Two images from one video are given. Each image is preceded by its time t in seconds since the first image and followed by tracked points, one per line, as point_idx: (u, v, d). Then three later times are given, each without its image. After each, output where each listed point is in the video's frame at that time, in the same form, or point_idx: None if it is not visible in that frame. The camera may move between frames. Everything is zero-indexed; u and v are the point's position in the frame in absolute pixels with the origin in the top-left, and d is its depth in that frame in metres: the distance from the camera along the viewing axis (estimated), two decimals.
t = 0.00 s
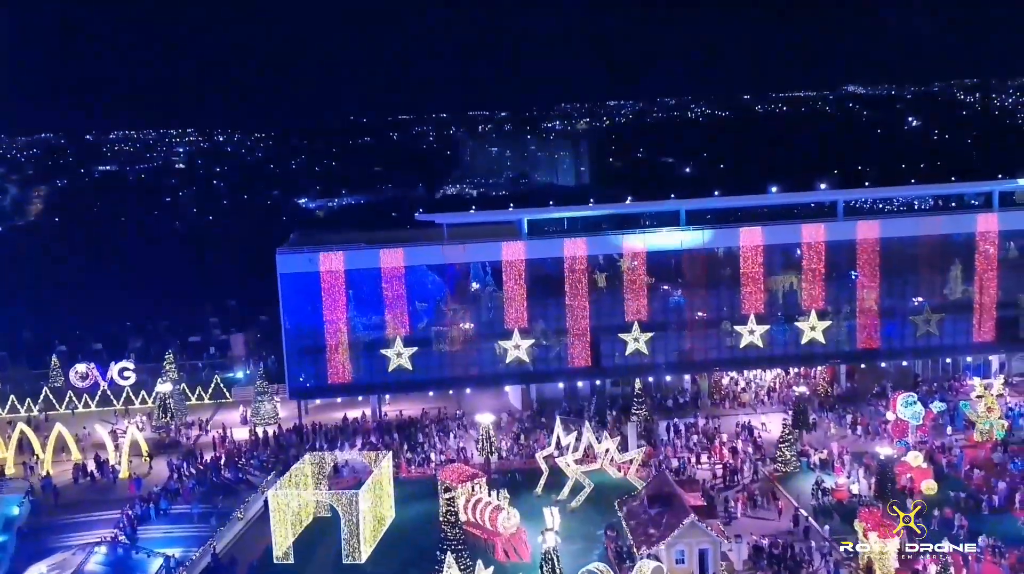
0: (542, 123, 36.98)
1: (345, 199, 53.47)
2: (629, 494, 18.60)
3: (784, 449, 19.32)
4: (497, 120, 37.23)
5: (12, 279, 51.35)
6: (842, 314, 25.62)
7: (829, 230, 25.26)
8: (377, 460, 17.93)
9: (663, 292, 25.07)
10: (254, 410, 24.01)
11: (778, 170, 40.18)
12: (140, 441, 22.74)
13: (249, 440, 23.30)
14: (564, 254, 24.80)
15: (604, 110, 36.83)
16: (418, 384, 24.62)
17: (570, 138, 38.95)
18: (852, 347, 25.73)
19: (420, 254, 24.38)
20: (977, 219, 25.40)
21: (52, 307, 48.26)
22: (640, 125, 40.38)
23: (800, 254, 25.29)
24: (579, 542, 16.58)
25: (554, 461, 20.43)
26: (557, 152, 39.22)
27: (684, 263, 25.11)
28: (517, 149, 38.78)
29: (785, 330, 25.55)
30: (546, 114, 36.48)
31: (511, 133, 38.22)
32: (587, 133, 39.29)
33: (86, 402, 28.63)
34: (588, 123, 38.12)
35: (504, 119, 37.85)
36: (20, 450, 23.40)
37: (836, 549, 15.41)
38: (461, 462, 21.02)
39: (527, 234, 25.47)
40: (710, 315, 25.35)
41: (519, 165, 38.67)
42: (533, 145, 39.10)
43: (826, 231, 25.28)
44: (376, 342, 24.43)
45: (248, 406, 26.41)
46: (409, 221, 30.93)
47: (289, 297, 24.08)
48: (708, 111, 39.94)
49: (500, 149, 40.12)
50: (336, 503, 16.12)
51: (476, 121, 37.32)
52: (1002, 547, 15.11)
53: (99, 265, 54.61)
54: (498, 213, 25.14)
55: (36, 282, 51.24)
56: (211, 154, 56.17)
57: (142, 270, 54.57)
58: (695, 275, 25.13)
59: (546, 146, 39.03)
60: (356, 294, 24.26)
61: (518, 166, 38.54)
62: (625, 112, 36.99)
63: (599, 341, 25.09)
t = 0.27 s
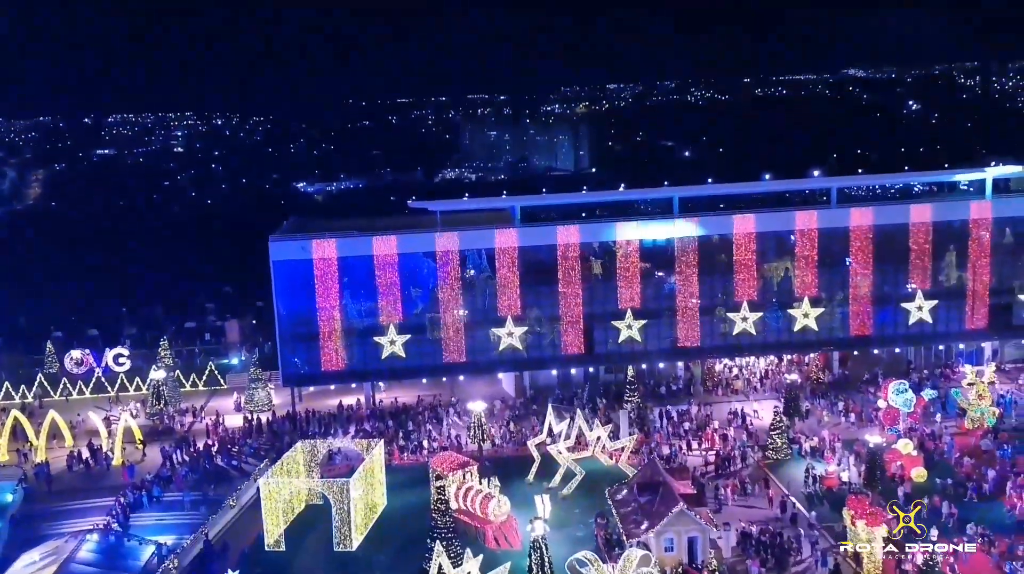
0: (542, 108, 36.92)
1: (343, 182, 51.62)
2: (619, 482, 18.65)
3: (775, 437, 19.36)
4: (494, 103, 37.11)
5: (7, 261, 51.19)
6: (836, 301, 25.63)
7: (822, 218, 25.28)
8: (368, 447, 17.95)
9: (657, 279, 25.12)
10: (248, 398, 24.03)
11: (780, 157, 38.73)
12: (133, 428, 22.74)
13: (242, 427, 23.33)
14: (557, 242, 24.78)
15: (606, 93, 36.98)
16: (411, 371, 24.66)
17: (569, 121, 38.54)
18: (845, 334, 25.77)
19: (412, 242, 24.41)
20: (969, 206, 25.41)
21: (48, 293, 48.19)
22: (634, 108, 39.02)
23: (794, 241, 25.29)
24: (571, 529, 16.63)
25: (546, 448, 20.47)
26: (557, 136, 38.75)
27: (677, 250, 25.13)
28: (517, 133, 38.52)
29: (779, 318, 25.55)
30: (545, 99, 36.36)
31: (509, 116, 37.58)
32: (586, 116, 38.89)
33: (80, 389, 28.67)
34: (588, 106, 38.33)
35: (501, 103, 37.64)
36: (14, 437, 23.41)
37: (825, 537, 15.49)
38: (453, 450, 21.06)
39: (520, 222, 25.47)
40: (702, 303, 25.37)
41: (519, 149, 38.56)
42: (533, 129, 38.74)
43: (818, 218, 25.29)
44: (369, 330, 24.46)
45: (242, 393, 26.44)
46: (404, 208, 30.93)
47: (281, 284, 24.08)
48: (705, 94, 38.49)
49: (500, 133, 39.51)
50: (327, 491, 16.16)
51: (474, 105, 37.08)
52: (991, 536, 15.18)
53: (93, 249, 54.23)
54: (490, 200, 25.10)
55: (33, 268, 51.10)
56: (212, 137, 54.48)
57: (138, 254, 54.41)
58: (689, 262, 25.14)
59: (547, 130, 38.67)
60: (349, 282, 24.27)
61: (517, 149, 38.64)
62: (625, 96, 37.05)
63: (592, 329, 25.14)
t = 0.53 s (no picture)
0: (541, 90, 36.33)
1: (342, 167, 50.03)
2: (611, 470, 18.73)
3: (768, 424, 19.43)
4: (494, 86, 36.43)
5: (5, 252, 50.65)
6: (830, 289, 25.66)
7: (815, 206, 25.28)
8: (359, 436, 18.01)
9: (651, 268, 25.14)
10: (242, 386, 24.08)
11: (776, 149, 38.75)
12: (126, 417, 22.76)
13: (236, 415, 23.36)
14: (551, 231, 24.79)
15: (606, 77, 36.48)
16: (405, 360, 24.70)
17: (568, 106, 38.33)
18: (838, 322, 25.80)
19: (406, 230, 24.43)
20: (963, 195, 25.41)
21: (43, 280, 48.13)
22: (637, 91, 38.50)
23: (788, 229, 25.30)
24: (563, 518, 16.65)
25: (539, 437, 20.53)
26: (557, 121, 38.66)
27: (671, 238, 25.13)
28: (515, 119, 38.09)
29: (772, 306, 25.59)
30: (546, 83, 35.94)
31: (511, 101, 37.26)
32: (586, 102, 38.53)
33: (75, 376, 28.72)
34: (587, 92, 38.02)
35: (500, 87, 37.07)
36: (8, 425, 23.44)
37: (814, 527, 15.56)
38: (446, 439, 21.11)
39: (513, 210, 25.46)
40: (696, 291, 25.39)
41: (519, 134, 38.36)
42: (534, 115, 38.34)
43: (812, 206, 25.30)
44: (362, 318, 24.46)
45: (236, 381, 26.48)
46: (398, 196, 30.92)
47: (274, 273, 24.08)
48: (708, 78, 38.32)
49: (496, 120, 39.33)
50: (318, 481, 16.22)
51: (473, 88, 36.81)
52: (979, 524, 15.21)
53: (93, 236, 53.83)
54: (484, 188, 25.08)
55: (29, 254, 50.91)
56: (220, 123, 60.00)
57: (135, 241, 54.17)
58: (684, 251, 25.13)
59: (547, 116, 38.38)
60: (343, 270, 24.27)
61: (516, 136, 38.33)
62: (625, 79, 36.83)
63: (586, 317, 25.18)
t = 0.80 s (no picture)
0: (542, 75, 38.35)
1: (340, 152, 47.42)
2: (603, 457, 18.80)
3: (759, 412, 19.48)
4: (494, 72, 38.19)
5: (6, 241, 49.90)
6: (823, 277, 25.66)
7: (808, 195, 25.32)
8: (352, 425, 18.10)
9: (644, 256, 25.18)
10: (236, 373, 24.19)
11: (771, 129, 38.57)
12: (120, 404, 22.86)
13: (230, 402, 23.41)
14: (544, 220, 24.79)
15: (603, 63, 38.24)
16: (399, 347, 24.72)
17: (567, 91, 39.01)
18: (832, 310, 25.82)
19: (399, 219, 24.45)
20: (956, 183, 25.44)
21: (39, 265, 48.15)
22: (639, 77, 39.54)
23: (780, 217, 25.37)
24: (553, 506, 16.74)
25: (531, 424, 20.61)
26: (554, 106, 39.18)
27: (664, 226, 25.17)
28: (514, 105, 38.78)
29: (765, 294, 25.61)
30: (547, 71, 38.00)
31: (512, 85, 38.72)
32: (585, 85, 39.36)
33: (69, 362, 28.75)
34: (586, 74, 39.05)
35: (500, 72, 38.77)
36: (1, 411, 23.49)
37: (802, 515, 15.65)
38: (439, 426, 21.17)
39: (507, 198, 25.44)
40: (689, 279, 25.42)
41: (518, 120, 38.54)
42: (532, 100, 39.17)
43: (805, 195, 25.33)
44: (356, 306, 24.48)
45: (231, 368, 26.55)
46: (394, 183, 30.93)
47: (268, 261, 24.11)
48: (707, 64, 38.68)
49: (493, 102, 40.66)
50: (310, 469, 16.30)
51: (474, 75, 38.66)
52: (967, 513, 15.34)
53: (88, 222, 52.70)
54: (478, 176, 25.09)
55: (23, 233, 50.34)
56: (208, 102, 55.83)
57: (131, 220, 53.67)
58: (677, 239, 25.16)
59: (545, 100, 39.08)
60: (336, 258, 24.28)
61: (516, 123, 38.40)
62: (625, 62, 37.86)
63: (580, 305, 25.20)
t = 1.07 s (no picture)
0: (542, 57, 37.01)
1: (340, 136, 47.95)
2: (595, 445, 18.88)
3: (751, 399, 19.58)
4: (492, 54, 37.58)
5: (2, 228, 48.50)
6: (817, 264, 25.68)
7: (802, 181, 25.21)
8: (345, 412, 18.15)
9: (637, 243, 25.22)
10: (230, 360, 24.06)
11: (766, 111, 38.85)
12: (114, 391, 22.85)
13: (224, 390, 23.43)
14: (537, 207, 24.75)
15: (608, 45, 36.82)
16: (392, 335, 24.82)
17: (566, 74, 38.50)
18: (825, 297, 25.84)
19: (393, 206, 24.49)
20: (950, 170, 25.39)
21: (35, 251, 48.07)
22: (640, 60, 39.05)
23: (774, 204, 25.32)
24: (544, 493, 16.83)
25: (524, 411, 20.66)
26: (554, 90, 38.83)
27: (657, 213, 25.18)
28: (513, 89, 38.41)
29: (759, 281, 25.63)
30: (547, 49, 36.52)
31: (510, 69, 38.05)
32: (586, 67, 38.45)
33: (64, 350, 28.72)
34: (586, 58, 37.89)
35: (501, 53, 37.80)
36: None
37: (791, 503, 15.71)
38: (432, 414, 21.23)
39: (501, 185, 25.40)
40: (683, 266, 25.46)
41: (517, 103, 38.27)
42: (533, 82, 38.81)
43: (799, 181, 25.24)
44: (349, 293, 24.53)
45: (225, 356, 26.58)
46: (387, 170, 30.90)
47: (261, 248, 24.01)
48: (708, 47, 38.29)
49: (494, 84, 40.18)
50: (301, 457, 16.32)
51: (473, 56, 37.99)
52: (956, 502, 15.40)
53: (86, 213, 51.23)
54: (471, 163, 25.07)
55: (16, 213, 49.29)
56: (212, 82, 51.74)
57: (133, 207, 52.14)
58: (671, 226, 25.21)
59: (544, 84, 38.69)
60: (330, 244, 24.26)
61: (514, 106, 38.27)
62: (625, 47, 37.13)
63: (574, 293, 25.23)
